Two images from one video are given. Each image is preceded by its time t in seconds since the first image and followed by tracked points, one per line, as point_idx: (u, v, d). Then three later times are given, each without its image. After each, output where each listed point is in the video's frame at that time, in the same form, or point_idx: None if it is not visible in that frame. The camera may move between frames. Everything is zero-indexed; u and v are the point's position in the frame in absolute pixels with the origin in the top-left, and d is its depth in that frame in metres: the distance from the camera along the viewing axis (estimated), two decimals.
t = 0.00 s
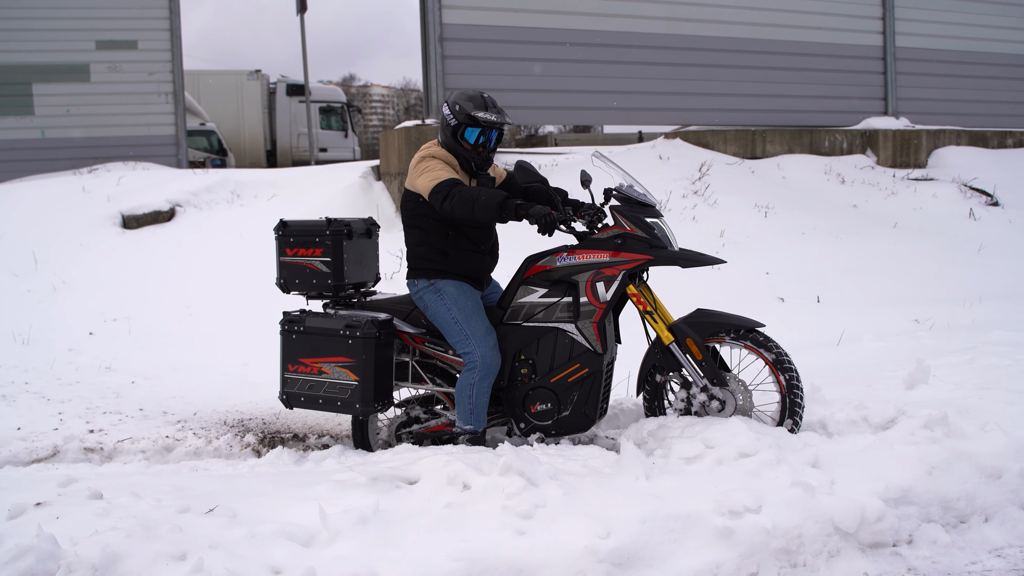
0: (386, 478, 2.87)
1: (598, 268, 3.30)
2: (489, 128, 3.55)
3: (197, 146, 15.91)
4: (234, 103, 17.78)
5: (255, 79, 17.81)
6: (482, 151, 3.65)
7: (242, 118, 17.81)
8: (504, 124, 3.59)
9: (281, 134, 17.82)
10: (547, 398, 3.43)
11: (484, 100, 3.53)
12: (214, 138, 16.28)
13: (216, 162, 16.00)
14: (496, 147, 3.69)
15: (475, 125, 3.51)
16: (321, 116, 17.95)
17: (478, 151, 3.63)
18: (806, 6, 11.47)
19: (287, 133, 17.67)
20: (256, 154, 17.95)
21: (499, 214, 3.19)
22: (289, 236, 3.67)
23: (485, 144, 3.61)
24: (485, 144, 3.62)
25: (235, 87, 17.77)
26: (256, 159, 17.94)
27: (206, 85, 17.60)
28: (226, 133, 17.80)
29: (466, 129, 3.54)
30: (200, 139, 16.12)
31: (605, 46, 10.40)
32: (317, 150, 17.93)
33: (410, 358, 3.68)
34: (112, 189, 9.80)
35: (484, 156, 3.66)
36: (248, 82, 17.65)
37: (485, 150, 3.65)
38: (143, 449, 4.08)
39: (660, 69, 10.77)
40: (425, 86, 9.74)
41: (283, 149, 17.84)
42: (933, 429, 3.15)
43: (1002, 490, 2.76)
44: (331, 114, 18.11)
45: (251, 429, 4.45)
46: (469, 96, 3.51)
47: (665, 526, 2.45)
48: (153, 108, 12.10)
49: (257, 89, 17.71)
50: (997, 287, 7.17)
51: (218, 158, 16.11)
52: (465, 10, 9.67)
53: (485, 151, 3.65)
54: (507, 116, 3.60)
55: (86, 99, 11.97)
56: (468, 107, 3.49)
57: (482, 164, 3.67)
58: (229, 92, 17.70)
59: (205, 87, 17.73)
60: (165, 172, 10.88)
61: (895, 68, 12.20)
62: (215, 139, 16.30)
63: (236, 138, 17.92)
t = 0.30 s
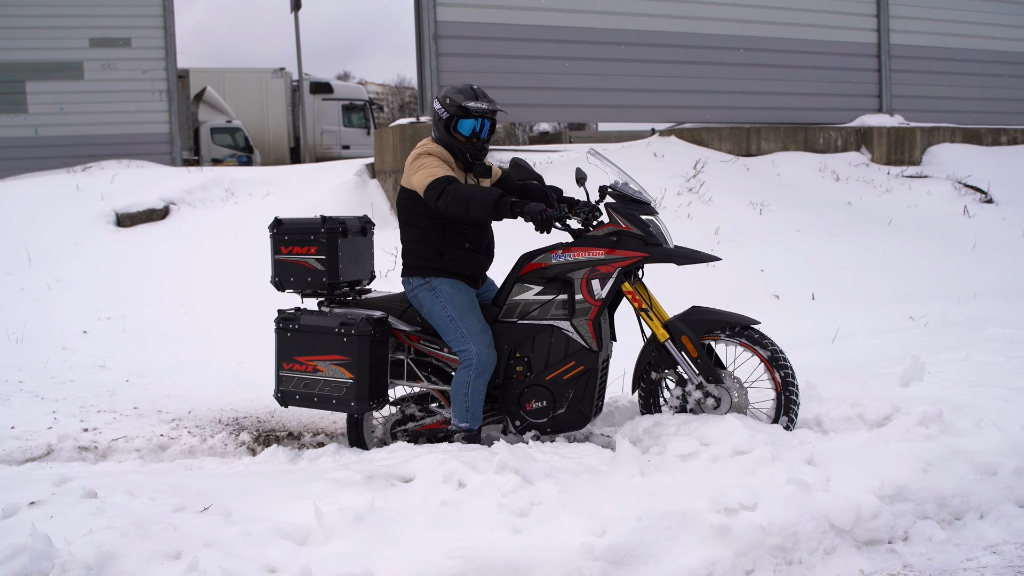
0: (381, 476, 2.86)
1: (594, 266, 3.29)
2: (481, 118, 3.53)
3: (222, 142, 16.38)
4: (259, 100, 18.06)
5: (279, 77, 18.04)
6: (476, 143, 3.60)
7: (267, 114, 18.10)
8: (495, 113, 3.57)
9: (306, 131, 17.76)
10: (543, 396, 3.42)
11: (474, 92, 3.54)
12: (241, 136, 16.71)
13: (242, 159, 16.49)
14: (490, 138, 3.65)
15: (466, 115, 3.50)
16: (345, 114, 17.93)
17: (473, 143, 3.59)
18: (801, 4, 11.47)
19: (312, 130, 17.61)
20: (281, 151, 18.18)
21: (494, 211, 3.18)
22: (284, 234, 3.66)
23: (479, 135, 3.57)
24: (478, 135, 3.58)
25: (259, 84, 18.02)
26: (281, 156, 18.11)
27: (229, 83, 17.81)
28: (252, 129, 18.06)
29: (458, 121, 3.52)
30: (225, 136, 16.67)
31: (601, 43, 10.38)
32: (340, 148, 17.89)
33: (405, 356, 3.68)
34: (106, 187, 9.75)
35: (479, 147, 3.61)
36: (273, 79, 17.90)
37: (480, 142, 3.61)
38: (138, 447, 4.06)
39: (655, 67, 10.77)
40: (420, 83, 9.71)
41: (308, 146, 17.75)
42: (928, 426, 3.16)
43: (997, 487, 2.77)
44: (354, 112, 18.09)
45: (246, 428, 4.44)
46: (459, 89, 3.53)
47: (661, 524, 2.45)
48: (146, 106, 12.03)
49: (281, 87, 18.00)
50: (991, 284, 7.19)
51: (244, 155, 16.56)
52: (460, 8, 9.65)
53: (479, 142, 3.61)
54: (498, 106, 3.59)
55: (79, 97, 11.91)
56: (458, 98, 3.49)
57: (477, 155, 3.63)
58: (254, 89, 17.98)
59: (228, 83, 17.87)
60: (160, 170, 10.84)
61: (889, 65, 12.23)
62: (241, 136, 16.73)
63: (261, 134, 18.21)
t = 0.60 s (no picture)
0: (377, 473, 2.85)
1: (589, 262, 3.29)
2: (466, 107, 3.52)
3: (248, 139, 17.46)
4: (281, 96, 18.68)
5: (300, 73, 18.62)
6: (463, 133, 3.59)
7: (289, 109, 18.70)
8: (480, 102, 3.56)
9: (326, 127, 18.20)
10: (538, 393, 3.42)
11: (457, 82, 3.53)
12: (265, 131, 17.74)
13: (268, 155, 17.55)
14: (478, 128, 3.64)
15: (452, 106, 3.49)
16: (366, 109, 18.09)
17: (460, 133, 3.58)
18: None
19: (331, 126, 18.06)
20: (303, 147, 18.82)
21: (488, 207, 3.17)
22: (278, 230, 3.64)
23: (465, 125, 3.56)
24: (465, 125, 3.57)
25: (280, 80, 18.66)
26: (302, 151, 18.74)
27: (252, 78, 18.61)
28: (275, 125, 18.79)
29: (443, 112, 3.51)
30: (250, 132, 17.73)
31: (596, 39, 10.36)
32: (360, 144, 18.22)
33: (400, 352, 3.68)
34: (100, 184, 9.70)
35: (466, 137, 3.60)
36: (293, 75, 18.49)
37: (467, 132, 3.60)
38: (132, 444, 4.04)
39: (651, 63, 10.76)
40: (414, 78, 9.68)
41: (328, 142, 18.25)
42: (924, 421, 3.16)
43: (993, 482, 2.78)
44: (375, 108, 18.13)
45: (241, 424, 4.43)
46: (441, 80, 3.52)
47: (658, 519, 2.45)
48: (140, 103, 11.98)
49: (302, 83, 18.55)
50: (986, 279, 7.20)
51: (269, 151, 17.61)
52: (454, 4, 9.64)
53: (466, 132, 3.60)
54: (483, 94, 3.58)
55: (73, 94, 11.84)
56: (441, 89, 3.49)
57: (465, 145, 3.61)
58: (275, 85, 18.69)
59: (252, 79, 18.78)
60: (154, 167, 10.78)
61: (884, 61, 12.23)
62: (265, 132, 17.78)
63: (283, 129, 18.89)
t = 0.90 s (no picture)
0: (370, 469, 2.84)
1: (582, 258, 3.28)
2: (460, 111, 3.49)
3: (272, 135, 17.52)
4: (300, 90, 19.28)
5: (318, 69, 19.29)
6: (455, 136, 3.59)
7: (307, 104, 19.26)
8: (474, 106, 3.52)
9: (343, 122, 18.91)
10: (532, 389, 3.41)
11: (452, 83, 3.49)
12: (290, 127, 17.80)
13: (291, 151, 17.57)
14: (470, 131, 3.63)
15: (444, 109, 3.47)
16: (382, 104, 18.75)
17: (451, 135, 3.58)
18: None
19: (351, 124, 18.75)
20: (322, 142, 19.59)
21: (481, 205, 3.16)
22: (270, 227, 3.62)
23: (457, 128, 3.55)
24: (457, 128, 3.56)
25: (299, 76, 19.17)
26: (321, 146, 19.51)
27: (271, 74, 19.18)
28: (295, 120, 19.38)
29: (436, 114, 3.49)
30: (275, 128, 17.78)
31: (590, 35, 10.34)
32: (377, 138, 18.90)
33: (393, 350, 3.65)
34: (92, 180, 9.63)
35: (457, 140, 3.60)
36: (314, 72, 19.10)
37: (459, 134, 3.59)
38: (125, 441, 4.02)
39: (644, 59, 10.74)
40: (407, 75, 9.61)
41: (346, 137, 18.94)
42: (916, 417, 3.17)
43: (985, 477, 2.79)
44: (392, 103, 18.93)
45: (234, 421, 4.41)
46: (435, 81, 3.48)
47: (652, 515, 2.45)
48: (133, 99, 11.90)
49: (321, 78, 19.21)
50: (980, 275, 7.22)
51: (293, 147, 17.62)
52: None
53: (458, 135, 3.60)
54: (478, 98, 3.54)
55: (65, 89, 11.75)
56: (435, 91, 3.46)
57: (456, 148, 3.62)
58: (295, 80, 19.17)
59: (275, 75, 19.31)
60: (147, 163, 10.71)
61: (877, 57, 12.26)
62: (287, 128, 17.81)
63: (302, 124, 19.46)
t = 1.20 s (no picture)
0: (368, 465, 2.84)
1: (579, 253, 3.27)
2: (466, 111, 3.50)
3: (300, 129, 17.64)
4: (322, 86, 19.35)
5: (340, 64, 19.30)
6: (456, 134, 3.60)
7: (329, 100, 19.45)
8: (480, 106, 3.54)
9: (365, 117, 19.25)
10: (530, 384, 3.41)
11: (460, 83, 3.49)
12: (316, 121, 18.06)
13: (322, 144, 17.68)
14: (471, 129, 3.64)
15: (452, 107, 3.46)
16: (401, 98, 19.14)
17: (453, 133, 3.58)
18: None
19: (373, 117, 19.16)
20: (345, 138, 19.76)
21: (478, 198, 3.15)
22: (267, 222, 3.60)
23: (460, 127, 3.57)
24: (460, 127, 3.57)
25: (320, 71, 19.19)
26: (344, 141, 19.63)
27: (295, 68, 18.79)
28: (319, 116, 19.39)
29: (442, 112, 3.48)
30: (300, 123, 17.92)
31: (587, 30, 10.30)
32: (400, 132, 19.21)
33: (391, 345, 3.64)
34: (89, 176, 9.60)
35: (459, 139, 3.61)
36: (335, 66, 19.16)
37: (460, 132, 3.60)
38: (123, 437, 4.01)
39: (641, 54, 10.71)
40: (405, 71, 9.64)
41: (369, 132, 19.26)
42: (914, 412, 3.17)
43: (982, 472, 2.79)
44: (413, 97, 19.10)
45: (231, 417, 4.40)
46: (443, 78, 3.46)
47: (650, 510, 2.44)
48: (130, 94, 11.85)
49: (343, 74, 19.34)
50: (977, 270, 7.22)
51: (321, 140, 17.85)
52: None
53: (460, 133, 3.60)
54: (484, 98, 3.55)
55: (61, 85, 11.70)
56: (444, 89, 3.44)
57: (460, 146, 3.64)
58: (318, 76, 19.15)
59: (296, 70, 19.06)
60: (143, 158, 10.67)
61: (874, 52, 12.24)
62: (314, 123, 18.02)
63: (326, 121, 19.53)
